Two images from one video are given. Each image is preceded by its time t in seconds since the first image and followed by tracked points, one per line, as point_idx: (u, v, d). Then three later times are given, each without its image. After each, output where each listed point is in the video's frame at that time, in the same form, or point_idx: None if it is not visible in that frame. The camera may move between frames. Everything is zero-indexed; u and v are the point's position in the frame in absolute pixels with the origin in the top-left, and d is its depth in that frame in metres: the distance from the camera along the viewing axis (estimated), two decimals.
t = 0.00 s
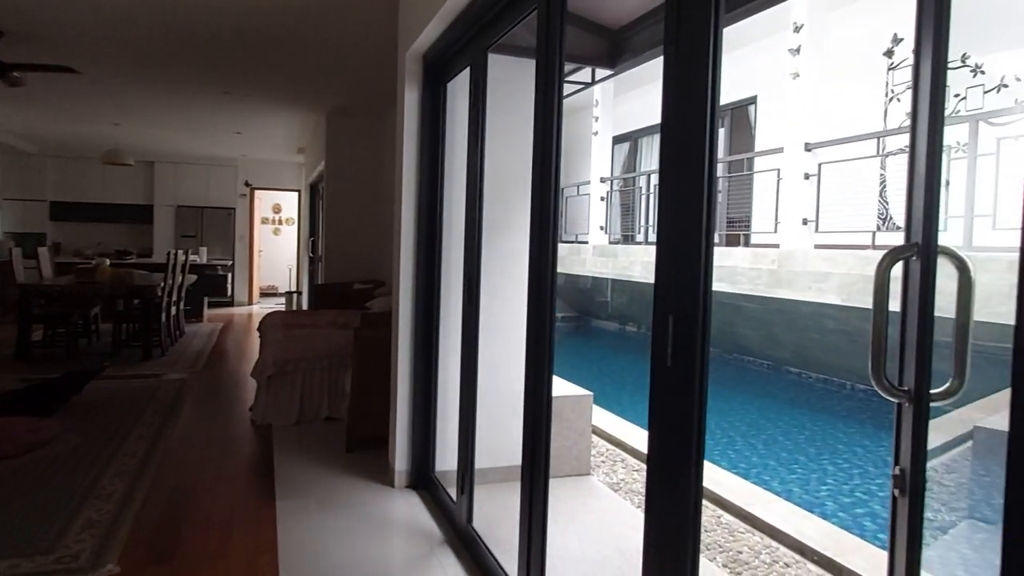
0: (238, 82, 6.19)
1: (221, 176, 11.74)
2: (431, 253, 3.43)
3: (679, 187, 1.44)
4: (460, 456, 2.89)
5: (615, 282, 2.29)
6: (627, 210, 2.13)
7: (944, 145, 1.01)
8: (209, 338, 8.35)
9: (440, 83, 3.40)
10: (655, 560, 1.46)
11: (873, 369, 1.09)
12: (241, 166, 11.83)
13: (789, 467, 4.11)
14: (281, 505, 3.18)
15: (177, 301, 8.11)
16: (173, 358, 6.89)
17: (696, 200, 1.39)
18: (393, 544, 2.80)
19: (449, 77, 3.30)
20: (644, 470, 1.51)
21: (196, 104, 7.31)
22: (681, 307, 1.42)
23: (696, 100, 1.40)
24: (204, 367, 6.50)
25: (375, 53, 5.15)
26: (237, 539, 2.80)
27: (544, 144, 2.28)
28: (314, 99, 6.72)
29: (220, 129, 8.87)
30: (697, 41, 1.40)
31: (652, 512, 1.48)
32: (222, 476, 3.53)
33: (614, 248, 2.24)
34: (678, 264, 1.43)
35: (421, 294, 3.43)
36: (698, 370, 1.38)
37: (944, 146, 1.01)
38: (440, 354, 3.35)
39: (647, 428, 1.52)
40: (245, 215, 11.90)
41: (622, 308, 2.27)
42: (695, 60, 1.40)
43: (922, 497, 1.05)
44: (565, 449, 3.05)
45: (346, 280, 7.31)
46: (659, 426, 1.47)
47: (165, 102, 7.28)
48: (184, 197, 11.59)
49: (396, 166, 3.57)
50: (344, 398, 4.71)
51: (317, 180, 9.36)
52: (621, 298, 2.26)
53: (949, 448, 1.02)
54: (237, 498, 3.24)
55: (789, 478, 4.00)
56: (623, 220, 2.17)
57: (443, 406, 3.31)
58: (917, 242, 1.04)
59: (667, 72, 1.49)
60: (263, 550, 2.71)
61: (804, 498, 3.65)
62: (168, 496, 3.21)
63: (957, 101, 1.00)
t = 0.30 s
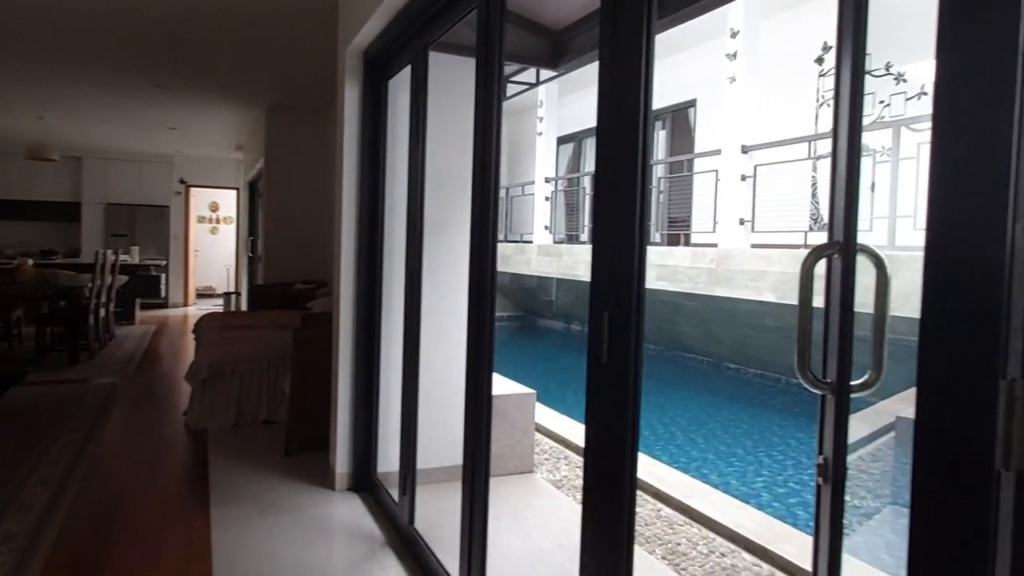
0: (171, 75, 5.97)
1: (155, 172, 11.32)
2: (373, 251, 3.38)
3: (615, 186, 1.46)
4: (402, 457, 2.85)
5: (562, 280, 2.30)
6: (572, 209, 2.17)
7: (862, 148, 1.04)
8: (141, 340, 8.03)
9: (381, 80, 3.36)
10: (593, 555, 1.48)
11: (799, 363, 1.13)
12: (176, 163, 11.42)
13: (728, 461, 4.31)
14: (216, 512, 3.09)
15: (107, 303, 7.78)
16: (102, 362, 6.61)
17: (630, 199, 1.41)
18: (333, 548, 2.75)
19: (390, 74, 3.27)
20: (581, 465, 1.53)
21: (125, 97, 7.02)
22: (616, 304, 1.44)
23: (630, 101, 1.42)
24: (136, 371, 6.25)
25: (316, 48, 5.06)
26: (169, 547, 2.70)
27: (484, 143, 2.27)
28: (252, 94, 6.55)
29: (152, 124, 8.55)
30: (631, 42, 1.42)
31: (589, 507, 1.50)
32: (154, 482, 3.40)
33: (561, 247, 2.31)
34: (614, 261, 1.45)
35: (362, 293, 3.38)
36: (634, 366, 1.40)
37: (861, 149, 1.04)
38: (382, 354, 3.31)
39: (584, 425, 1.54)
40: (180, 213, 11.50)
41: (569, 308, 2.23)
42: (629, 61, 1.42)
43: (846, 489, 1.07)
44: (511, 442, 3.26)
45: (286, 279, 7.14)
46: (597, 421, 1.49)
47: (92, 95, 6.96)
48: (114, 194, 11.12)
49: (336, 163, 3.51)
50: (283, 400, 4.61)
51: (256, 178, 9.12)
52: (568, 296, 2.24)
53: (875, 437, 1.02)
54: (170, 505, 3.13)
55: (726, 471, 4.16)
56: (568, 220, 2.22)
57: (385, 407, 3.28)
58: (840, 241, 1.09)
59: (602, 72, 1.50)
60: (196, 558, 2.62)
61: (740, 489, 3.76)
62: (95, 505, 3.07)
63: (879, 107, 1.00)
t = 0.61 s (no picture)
0: (94, 66, 5.70)
1: (78, 168, 10.78)
2: (306, 251, 3.31)
3: (542, 184, 1.47)
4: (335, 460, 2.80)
5: (501, 281, 2.38)
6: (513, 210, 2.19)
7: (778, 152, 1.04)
8: (62, 344, 7.64)
9: (314, 76, 3.30)
10: (522, 554, 1.48)
11: (721, 359, 1.16)
12: (101, 159, 10.90)
13: (665, 455, 4.34)
14: (140, 521, 2.96)
15: (24, 305, 7.37)
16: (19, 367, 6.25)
17: (557, 199, 1.43)
18: (264, 554, 2.68)
19: (323, 70, 3.20)
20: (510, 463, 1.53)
21: (44, 89, 6.66)
22: (543, 303, 1.45)
23: (556, 103, 1.43)
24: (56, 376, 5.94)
25: (249, 42, 4.92)
26: (88, 559, 2.58)
27: (416, 142, 2.25)
28: (182, 88, 6.32)
29: (74, 117, 8.14)
30: (558, 44, 1.43)
31: (518, 506, 1.50)
32: (74, 491, 3.25)
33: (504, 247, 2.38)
34: (542, 261, 1.46)
35: (296, 293, 3.31)
36: (561, 361, 1.42)
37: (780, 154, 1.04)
38: (315, 356, 3.25)
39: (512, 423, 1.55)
40: (106, 211, 11.00)
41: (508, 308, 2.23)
42: (556, 63, 1.44)
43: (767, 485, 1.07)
44: (450, 442, 3.37)
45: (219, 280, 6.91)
46: (524, 418, 1.50)
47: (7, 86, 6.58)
48: (33, 190, 10.55)
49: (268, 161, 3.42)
50: (214, 404, 4.48)
51: (187, 175, 8.80)
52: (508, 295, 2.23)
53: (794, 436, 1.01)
54: (90, 515, 2.99)
55: (663, 465, 4.17)
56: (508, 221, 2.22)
57: (321, 410, 3.21)
58: (757, 239, 1.10)
59: (531, 72, 1.51)
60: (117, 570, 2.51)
61: (676, 483, 3.79)
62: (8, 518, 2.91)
63: (809, 115, 0.97)
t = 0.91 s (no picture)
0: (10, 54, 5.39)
1: None
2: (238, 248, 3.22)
3: (474, 181, 1.47)
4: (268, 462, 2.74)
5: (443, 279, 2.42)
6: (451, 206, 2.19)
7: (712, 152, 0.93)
8: None
9: (245, 69, 3.20)
10: (455, 552, 1.48)
11: (650, 351, 1.18)
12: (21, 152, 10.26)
13: (605, 448, 4.34)
14: (61, 531, 2.82)
15: None
16: None
17: (488, 196, 1.43)
18: (193, 560, 2.60)
19: (255, 62, 3.11)
20: (444, 460, 1.53)
21: None
22: (475, 298, 1.45)
23: (486, 99, 1.44)
24: None
25: (179, 32, 4.75)
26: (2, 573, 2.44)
27: (349, 136, 2.22)
28: (107, 78, 6.04)
29: None
30: (488, 41, 1.43)
31: (451, 503, 1.50)
32: None
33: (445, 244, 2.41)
34: (474, 257, 1.46)
35: (228, 292, 3.22)
36: (493, 356, 1.43)
37: (704, 150, 0.96)
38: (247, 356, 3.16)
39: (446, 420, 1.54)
40: (26, 207, 10.43)
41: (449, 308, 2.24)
42: (486, 60, 1.44)
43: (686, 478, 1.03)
44: (389, 442, 3.33)
45: (149, 278, 6.65)
46: (457, 415, 1.49)
47: None
48: None
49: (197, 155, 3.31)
50: (143, 408, 4.32)
51: (114, 170, 8.43)
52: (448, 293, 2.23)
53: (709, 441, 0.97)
54: (5, 526, 2.83)
55: (604, 458, 4.19)
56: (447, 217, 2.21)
57: (255, 412, 3.14)
58: (683, 235, 1.09)
59: (462, 68, 1.51)
60: None
61: (615, 476, 3.82)
62: None
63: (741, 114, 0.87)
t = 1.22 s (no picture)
0: None
1: None
2: (166, 249, 3.10)
3: (406, 180, 1.46)
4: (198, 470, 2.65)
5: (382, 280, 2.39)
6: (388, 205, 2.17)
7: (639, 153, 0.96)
8: None
9: (172, 62, 3.08)
10: (390, 554, 1.47)
11: (583, 349, 1.20)
12: None
13: (546, 447, 4.37)
14: None
15: None
16: None
17: (420, 195, 1.42)
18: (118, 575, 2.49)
19: (182, 55, 3.00)
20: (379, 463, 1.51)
21: None
22: (408, 298, 1.44)
23: (417, 98, 1.43)
24: None
25: (101, 23, 4.54)
26: None
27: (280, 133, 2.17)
28: (22, 70, 5.72)
29: None
30: (419, 38, 1.42)
31: (386, 506, 1.48)
32: None
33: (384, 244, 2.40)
34: (407, 257, 1.45)
35: (155, 294, 3.09)
36: (426, 357, 1.42)
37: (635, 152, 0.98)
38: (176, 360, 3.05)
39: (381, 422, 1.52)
40: None
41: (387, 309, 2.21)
42: (418, 58, 1.43)
43: (620, 472, 1.04)
44: (325, 445, 3.26)
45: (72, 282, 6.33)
46: (391, 416, 1.48)
47: None
48: None
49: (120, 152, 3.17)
50: (65, 417, 4.12)
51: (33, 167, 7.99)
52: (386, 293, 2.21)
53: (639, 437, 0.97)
54: None
55: (546, 457, 4.21)
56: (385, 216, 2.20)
57: (184, 418, 3.03)
58: (615, 234, 1.11)
59: (394, 65, 1.50)
60: None
61: (556, 474, 3.85)
62: None
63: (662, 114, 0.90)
